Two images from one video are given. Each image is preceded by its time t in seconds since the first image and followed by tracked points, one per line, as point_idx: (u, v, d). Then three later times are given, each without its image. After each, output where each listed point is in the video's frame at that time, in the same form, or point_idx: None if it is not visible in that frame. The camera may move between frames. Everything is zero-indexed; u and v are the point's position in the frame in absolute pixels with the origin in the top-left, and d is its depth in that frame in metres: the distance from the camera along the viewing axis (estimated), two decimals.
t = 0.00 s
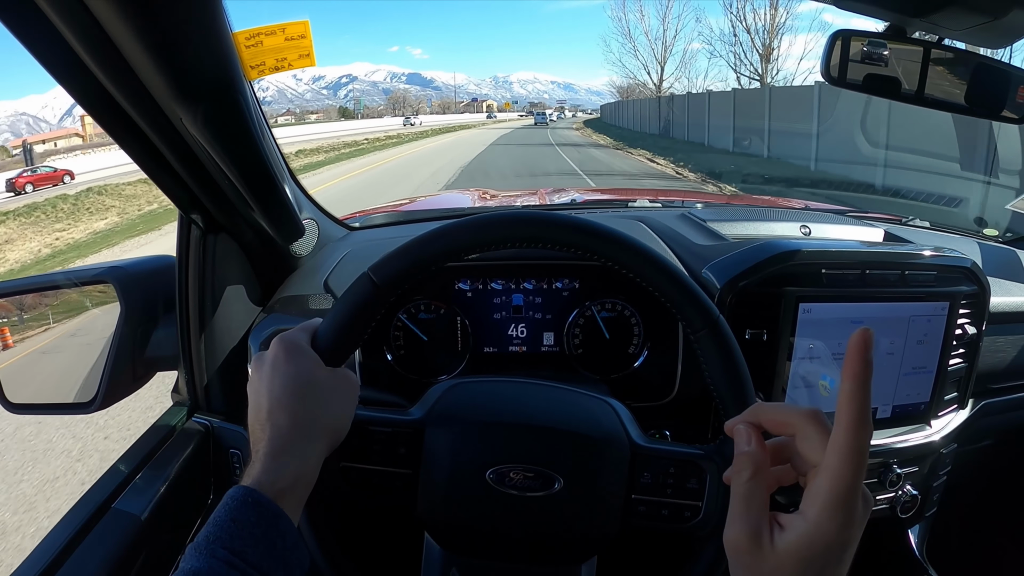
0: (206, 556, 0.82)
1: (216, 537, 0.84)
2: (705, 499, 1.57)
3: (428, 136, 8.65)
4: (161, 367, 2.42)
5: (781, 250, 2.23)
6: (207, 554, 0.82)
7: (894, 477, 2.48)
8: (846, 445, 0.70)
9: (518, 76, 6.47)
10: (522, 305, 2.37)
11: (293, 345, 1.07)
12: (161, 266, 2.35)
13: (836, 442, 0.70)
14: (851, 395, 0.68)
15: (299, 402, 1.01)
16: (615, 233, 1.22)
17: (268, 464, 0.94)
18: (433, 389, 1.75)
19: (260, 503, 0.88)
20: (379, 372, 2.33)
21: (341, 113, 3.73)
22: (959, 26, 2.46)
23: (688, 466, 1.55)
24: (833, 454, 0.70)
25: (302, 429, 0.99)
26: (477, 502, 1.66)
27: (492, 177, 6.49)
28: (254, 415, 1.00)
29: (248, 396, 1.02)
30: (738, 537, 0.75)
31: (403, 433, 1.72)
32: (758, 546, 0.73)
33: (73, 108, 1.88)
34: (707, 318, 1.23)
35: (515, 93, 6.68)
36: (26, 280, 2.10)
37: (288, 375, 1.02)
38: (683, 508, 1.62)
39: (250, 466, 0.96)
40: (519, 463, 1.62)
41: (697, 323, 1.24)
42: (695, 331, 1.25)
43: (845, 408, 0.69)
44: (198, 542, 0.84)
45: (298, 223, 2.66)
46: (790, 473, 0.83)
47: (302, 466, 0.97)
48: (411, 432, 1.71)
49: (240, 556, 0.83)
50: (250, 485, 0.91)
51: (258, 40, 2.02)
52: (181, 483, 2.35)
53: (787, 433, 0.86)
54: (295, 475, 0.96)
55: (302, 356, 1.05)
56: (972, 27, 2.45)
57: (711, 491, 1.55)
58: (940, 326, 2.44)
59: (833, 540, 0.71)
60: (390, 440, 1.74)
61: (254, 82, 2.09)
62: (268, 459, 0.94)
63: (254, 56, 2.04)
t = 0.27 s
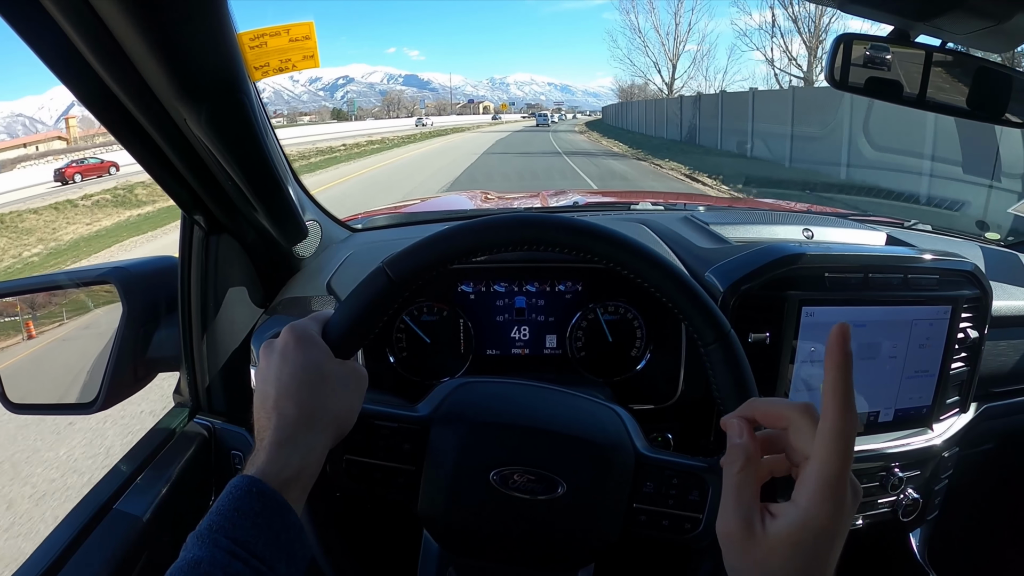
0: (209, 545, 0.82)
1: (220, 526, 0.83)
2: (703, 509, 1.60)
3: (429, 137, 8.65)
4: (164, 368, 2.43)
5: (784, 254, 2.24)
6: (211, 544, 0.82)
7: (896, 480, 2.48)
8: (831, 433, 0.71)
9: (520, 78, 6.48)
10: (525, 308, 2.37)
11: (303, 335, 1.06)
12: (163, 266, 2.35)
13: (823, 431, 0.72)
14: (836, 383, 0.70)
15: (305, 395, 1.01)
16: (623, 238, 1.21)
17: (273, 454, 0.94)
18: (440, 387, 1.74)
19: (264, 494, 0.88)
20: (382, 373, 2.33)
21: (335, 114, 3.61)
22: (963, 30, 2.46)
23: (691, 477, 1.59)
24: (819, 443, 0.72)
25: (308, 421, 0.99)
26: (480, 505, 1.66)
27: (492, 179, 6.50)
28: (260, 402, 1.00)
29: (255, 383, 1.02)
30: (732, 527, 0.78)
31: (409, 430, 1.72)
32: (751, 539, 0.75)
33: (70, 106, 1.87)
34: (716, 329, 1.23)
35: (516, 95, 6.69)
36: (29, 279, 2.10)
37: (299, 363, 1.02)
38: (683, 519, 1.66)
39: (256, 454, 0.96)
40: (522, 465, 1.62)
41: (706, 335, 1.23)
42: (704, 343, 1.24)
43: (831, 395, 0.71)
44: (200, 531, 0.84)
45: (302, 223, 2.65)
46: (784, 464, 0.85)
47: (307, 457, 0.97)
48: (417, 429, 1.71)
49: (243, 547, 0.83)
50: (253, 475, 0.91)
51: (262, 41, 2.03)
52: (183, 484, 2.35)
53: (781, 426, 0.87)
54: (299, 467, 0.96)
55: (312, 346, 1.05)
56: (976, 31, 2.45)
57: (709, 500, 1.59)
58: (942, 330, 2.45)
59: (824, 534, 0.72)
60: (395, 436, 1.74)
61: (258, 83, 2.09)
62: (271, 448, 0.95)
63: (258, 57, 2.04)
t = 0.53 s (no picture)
0: (214, 548, 0.84)
1: (225, 529, 0.85)
2: (705, 508, 1.70)
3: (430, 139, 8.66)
4: (168, 368, 2.44)
5: (785, 257, 2.25)
6: (217, 547, 0.84)
7: (896, 482, 2.49)
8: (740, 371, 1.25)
9: (522, 79, 6.49)
10: (528, 310, 2.38)
11: (308, 337, 1.07)
12: (164, 269, 2.38)
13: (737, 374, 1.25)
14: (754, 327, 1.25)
15: (310, 397, 1.02)
16: (624, 240, 1.22)
17: (277, 456, 0.97)
18: (444, 389, 1.75)
19: (269, 496, 0.90)
20: (385, 374, 2.34)
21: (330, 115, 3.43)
22: (964, 33, 2.46)
23: (693, 476, 1.67)
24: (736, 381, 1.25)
25: (312, 423, 1.01)
26: (482, 506, 1.67)
27: (493, 180, 6.50)
28: (266, 405, 1.02)
29: (261, 384, 1.03)
30: (723, 469, 1.16)
31: (412, 431, 1.74)
32: (730, 479, 1.13)
33: (69, 106, 1.88)
34: (718, 331, 1.23)
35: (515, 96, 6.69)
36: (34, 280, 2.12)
37: (303, 367, 1.03)
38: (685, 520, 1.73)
39: (261, 456, 0.99)
40: (525, 466, 1.61)
41: (708, 337, 1.24)
42: (707, 346, 1.25)
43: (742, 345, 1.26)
44: (206, 534, 0.86)
45: (306, 227, 2.66)
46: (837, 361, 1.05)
47: (311, 459, 1.00)
48: (420, 431, 1.73)
49: (248, 548, 0.85)
50: (258, 479, 0.94)
51: (267, 44, 2.04)
52: (187, 484, 2.37)
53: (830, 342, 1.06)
54: (303, 470, 0.99)
55: (317, 349, 1.05)
56: (976, 34, 2.46)
57: (711, 500, 1.70)
58: (943, 333, 2.46)
59: (776, 466, 1.12)
60: (399, 436, 1.76)
61: (263, 86, 2.10)
62: (277, 451, 0.98)
63: (263, 61, 2.05)
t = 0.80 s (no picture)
0: None
1: (246, 563, 0.89)
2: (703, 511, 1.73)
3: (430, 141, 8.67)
4: (172, 372, 2.46)
5: (786, 262, 2.26)
6: None
7: (896, 486, 2.50)
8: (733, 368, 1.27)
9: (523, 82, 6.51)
10: (529, 315, 2.40)
11: (310, 363, 1.09)
12: (170, 272, 2.39)
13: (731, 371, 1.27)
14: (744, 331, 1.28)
15: (321, 426, 1.04)
16: (622, 248, 1.23)
17: (296, 492, 0.99)
18: (444, 396, 1.77)
19: (288, 530, 0.93)
20: (387, 379, 2.36)
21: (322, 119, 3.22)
22: (963, 40, 2.48)
23: (692, 481, 1.69)
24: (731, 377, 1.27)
25: (325, 452, 1.03)
26: (483, 511, 1.69)
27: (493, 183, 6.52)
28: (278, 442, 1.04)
29: (269, 419, 1.06)
30: (722, 462, 1.18)
31: (413, 437, 1.75)
32: (730, 472, 1.16)
33: (64, 109, 1.87)
34: (715, 337, 1.25)
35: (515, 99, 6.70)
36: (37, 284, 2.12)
37: (307, 397, 1.05)
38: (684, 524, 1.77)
39: (277, 492, 1.01)
40: (526, 472, 1.63)
41: (707, 345, 1.25)
42: (703, 350, 1.26)
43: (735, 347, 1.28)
44: (231, 568, 0.90)
45: (309, 231, 2.67)
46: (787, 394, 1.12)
47: (330, 491, 1.02)
48: (420, 436, 1.75)
49: None
50: (276, 513, 0.97)
51: (270, 52, 2.06)
52: (190, 488, 2.39)
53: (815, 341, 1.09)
54: (322, 502, 1.01)
55: (319, 376, 1.08)
56: (975, 41, 2.47)
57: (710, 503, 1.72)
58: (942, 338, 2.47)
59: (778, 460, 1.15)
60: (401, 443, 1.78)
61: (266, 93, 2.12)
62: (294, 487, 0.99)
63: (266, 68, 2.07)
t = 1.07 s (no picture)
0: None
1: (231, 568, 0.92)
2: (701, 510, 1.73)
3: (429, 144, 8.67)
4: (168, 373, 2.45)
5: (785, 262, 2.25)
6: None
7: (896, 488, 2.49)
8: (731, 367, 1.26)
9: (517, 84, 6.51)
10: (526, 315, 2.38)
11: (292, 371, 1.10)
12: (167, 272, 2.38)
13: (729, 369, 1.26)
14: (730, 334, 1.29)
15: (302, 429, 1.05)
16: (617, 246, 1.22)
17: (278, 493, 1.00)
18: (438, 398, 1.76)
19: (272, 533, 0.95)
20: (384, 380, 2.34)
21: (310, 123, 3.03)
22: (962, 39, 2.47)
23: (688, 480, 1.67)
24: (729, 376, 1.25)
25: (308, 456, 1.04)
26: (479, 513, 1.68)
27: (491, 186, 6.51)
28: (262, 447, 1.05)
29: (253, 425, 1.07)
30: (720, 460, 1.17)
31: (408, 440, 1.73)
32: (727, 471, 1.14)
33: (57, 111, 1.86)
34: (711, 334, 1.23)
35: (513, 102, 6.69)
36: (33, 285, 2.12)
37: (291, 405, 1.06)
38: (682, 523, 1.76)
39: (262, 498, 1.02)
40: (521, 473, 1.62)
41: (701, 340, 1.24)
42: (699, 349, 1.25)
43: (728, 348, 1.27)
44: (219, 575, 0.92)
45: (304, 231, 2.67)
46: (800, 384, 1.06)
47: (313, 490, 1.03)
48: (415, 439, 1.72)
49: None
50: (263, 517, 0.98)
51: (266, 52, 2.05)
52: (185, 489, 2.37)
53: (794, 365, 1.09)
54: (305, 502, 1.01)
55: (302, 383, 1.09)
56: (975, 39, 2.46)
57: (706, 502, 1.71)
58: (942, 339, 2.45)
59: (774, 459, 1.14)
60: (395, 445, 1.76)
61: (261, 93, 2.11)
62: (276, 487, 1.01)
63: (261, 68, 2.06)
